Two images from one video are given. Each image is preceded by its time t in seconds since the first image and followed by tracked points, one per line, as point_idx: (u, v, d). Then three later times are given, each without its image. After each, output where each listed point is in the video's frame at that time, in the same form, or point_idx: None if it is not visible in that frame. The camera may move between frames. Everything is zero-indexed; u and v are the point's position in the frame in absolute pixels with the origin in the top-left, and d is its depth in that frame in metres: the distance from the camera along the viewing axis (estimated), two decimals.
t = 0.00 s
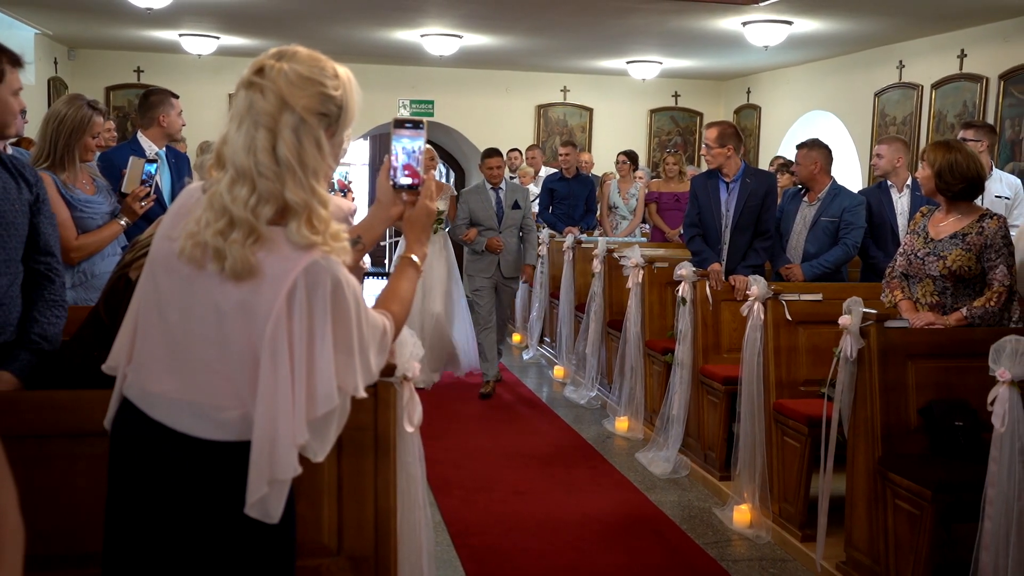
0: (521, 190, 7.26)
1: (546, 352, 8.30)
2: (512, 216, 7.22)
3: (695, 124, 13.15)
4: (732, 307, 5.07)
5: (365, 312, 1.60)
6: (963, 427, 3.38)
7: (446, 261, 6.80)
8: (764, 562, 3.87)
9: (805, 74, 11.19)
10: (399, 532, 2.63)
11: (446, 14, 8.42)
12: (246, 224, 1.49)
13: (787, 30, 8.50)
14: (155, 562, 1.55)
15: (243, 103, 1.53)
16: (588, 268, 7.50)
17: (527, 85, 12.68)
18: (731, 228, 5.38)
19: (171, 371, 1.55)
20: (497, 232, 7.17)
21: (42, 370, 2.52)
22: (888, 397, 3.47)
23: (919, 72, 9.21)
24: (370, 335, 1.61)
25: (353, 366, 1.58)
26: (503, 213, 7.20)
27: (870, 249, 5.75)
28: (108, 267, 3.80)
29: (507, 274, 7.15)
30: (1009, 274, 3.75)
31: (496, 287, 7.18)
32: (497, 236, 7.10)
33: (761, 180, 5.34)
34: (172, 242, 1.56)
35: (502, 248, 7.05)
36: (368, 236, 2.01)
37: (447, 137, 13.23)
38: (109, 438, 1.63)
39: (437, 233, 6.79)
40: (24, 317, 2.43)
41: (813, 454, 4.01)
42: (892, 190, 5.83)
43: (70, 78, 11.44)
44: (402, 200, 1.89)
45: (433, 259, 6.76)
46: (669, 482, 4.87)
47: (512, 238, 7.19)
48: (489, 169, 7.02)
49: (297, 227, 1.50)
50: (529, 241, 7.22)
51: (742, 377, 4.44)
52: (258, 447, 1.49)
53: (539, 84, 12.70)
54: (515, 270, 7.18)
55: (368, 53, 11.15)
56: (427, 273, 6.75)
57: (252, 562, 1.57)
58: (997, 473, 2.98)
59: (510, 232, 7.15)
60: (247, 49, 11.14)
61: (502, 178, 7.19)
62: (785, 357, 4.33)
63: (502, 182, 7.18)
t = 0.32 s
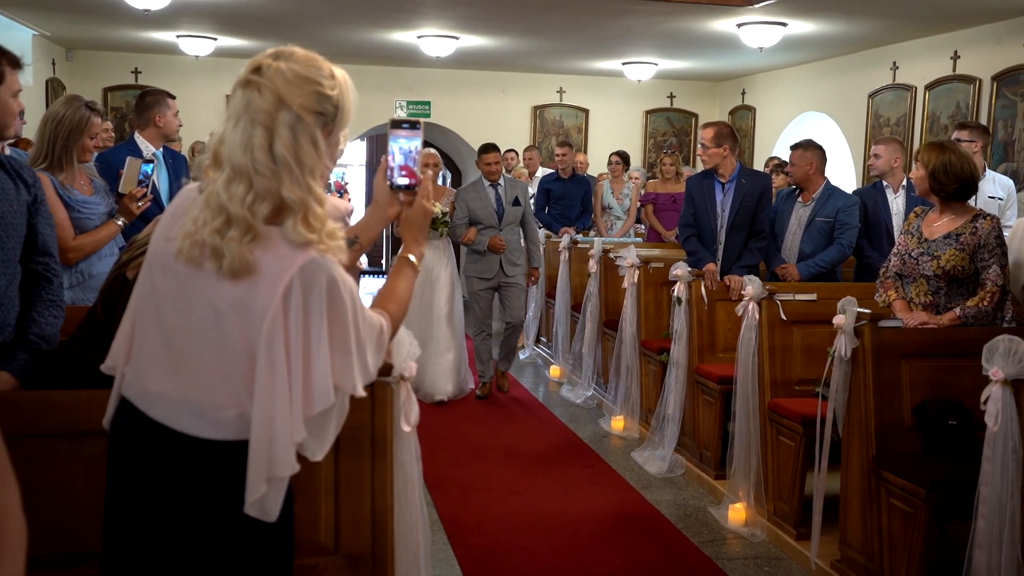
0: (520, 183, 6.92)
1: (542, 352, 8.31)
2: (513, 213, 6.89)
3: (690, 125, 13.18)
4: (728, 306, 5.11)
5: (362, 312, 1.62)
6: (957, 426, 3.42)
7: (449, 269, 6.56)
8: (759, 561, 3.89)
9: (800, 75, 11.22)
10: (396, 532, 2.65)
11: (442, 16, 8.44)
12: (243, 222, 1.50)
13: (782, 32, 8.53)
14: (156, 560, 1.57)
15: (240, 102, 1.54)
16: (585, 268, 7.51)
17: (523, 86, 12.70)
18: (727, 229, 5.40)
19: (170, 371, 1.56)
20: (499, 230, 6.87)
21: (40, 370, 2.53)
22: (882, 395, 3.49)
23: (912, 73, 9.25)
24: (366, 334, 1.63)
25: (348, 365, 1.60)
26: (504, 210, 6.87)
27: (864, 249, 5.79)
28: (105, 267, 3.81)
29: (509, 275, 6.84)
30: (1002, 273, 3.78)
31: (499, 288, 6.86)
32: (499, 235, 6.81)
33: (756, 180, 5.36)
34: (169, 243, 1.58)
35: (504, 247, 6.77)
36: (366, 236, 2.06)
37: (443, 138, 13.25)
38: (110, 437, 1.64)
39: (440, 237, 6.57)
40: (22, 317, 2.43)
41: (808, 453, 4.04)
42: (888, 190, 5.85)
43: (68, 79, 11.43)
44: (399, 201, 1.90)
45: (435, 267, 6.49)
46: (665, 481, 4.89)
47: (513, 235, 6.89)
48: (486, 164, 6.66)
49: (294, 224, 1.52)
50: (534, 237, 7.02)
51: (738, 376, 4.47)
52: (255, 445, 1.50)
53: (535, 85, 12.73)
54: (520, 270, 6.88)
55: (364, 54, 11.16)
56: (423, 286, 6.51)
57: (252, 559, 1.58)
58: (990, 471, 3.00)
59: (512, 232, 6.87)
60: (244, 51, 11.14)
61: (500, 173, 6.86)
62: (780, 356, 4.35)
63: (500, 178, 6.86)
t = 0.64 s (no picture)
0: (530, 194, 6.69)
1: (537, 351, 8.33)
2: (520, 224, 6.61)
3: (684, 125, 13.21)
4: (722, 306, 5.10)
5: (358, 312, 1.63)
6: (950, 425, 3.42)
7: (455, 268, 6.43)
8: (754, 559, 3.91)
9: (794, 75, 11.24)
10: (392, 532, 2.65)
11: (438, 17, 8.45)
12: (238, 221, 1.51)
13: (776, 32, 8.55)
14: (153, 560, 1.57)
15: (235, 102, 1.54)
16: (580, 268, 7.53)
17: (519, 87, 12.71)
18: (721, 229, 5.42)
19: (167, 371, 1.57)
20: (504, 238, 6.58)
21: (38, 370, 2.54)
22: (876, 395, 3.51)
23: (906, 74, 9.28)
24: (362, 333, 1.64)
25: (343, 364, 1.61)
26: (511, 218, 6.58)
27: (860, 248, 5.79)
28: (101, 267, 3.81)
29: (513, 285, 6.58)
30: (995, 273, 3.79)
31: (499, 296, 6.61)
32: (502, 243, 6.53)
33: (750, 180, 5.38)
34: (165, 243, 1.58)
35: (508, 256, 6.49)
36: (360, 236, 2.12)
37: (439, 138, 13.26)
38: (106, 437, 1.65)
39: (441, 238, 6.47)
40: (17, 317, 2.44)
41: (801, 452, 4.06)
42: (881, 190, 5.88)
43: (64, 79, 11.42)
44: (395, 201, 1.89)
45: (438, 266, 6.37)
46: (659, 481, 4.91)
47: (519, 246, 6.61)
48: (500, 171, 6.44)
49: (289, 224, 1.53)
50: (540, 249, 6.77)
51: (732, 375, 4.48)
52: (251, 444, 1.51)
53: (530, 86, 12.75)
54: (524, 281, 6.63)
55: (360, 55, 11.16)
56: (428, 285, 6.30)
57: (250, 559, 1.59)
58: (983, 469, 3.01)
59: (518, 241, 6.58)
60: (240, 51, 11.14)
61: (511, 182, 6.56)
62: (774, 356, 4.37)
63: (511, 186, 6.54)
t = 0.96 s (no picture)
0: (543, 190, 6.37)
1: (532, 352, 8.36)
2: (531, 220, 6.30)
3: (678, 126, 13.24)
4: (717, 306, 5.13)
5: (351, 312, 1.65)
6: (942, 424, 3.43)
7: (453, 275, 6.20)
8: (748, 558, 3.93)
9: (788, 76, 11.27)
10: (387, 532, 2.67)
11: (433, 18, 8.45)
12: (232, 221, 1.52)
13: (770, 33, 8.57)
14: (151, 561, 1.59)
15: (228, 103, 1.56)
16: (575, 269, 7.55)
17: (514, 88, 12.73)
18: (716, 229, 5.44)
19: (161, 371, 1.58)
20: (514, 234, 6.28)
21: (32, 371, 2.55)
22: (869, 394, 3.53)
23: (899, 75, 9.31)
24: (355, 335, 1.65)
25: (337, 364, 1.63)
26: (522, 213, 6.29)
27: (853, 248, 5.81)
28: (96, 268, 3.82)
29: (521, 286, 6.25)
30: (988, 273, 3.82)
31: (506, 298, 6.29)
32: (511, 239, 6.22)
33: (744, 181, 5.40)
34: (159, 244, 1.60)
35: (516, 252, 6.18)
36: (355, 236, 2.04)
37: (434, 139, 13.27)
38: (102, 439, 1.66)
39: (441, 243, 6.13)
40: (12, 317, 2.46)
41: (795, 451, 4.08)
42: (874, 191, 5.91)
43: (60, 80, 11.41)
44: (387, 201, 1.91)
45: (436, 274, 6.11)
46: (655, 480, 4.93)
47: (529, 243, 6.28)
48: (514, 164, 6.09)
49: (282, 224, 1.54)
50: (553, 247, 6.39)
51: (726, 375, 4.50)
52: (245, 444, 1.52)
53: (526, 87, 12.76)
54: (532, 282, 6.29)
55: (355, 56, 11.17)
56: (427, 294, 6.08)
57: (247, 557, 1.60)
58: (977, 468, 3.05)
59: (527, 238, 6.25)
60: (235, 52, 11.14)
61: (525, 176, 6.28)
62: (769, 356, 4.38)
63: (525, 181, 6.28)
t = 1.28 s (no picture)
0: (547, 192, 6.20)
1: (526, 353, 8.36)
2: (535, 224, 6.14)
3: (672, 127, 13.27)
4: (710, 305, 5.15)
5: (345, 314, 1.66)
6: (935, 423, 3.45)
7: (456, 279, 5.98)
8: (741, 556, 3.95)
9: (781, 77, 11.30)
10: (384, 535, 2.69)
11: (428, 18, 8.46)
12: (226, 220, 1.53)
13: (763, 34, 8.59)
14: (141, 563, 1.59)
15: (221, 101, 1.56)
16: (570, 269, 7.56)
17: (508, 88, 12.74)
18: (709, 229, 5.45)
19: (155, 371, 1.59)
20: (518, 240, 6.12)
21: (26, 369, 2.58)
22: (861, 393, 3.56)
23: (891, 76, 9.34)
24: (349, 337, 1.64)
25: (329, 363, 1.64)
26: (525, 218, 6.12)
27: (846, 249, 5.84)
28: (91, 267, 3.82)
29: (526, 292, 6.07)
30: (980, 273, 3.84)
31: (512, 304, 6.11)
32: (516, 245, 6.06)
33: (737, 181, 5.42)
34: (153, 243, 1.60)
35: (522, 259, 6.02)
36: (346, 237, 2.14)
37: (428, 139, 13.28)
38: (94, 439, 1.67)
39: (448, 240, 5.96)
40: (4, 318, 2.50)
41: (789, 449, 4.10)
42: (865, 192, 5.93)
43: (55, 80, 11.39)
44: (380, 201, 1.94)
45: (438, 274, 5.89)
46: (649, 479, 4.95)
47: (534, 249, 6.12)
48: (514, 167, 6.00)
49: (276, 222, 1.55)
50: (556, 250, 6.24)
51: (720, 375, 4.52)
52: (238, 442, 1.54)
53: (520, 88, 12.78)
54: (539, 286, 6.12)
55: (350, 56, 11.18)
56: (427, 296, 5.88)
57: (240, 557, 1.62)
58: (967, 468, 3.06)
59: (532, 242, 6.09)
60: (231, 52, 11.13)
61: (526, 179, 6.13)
62: (762, 355, 4.41)
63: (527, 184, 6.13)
